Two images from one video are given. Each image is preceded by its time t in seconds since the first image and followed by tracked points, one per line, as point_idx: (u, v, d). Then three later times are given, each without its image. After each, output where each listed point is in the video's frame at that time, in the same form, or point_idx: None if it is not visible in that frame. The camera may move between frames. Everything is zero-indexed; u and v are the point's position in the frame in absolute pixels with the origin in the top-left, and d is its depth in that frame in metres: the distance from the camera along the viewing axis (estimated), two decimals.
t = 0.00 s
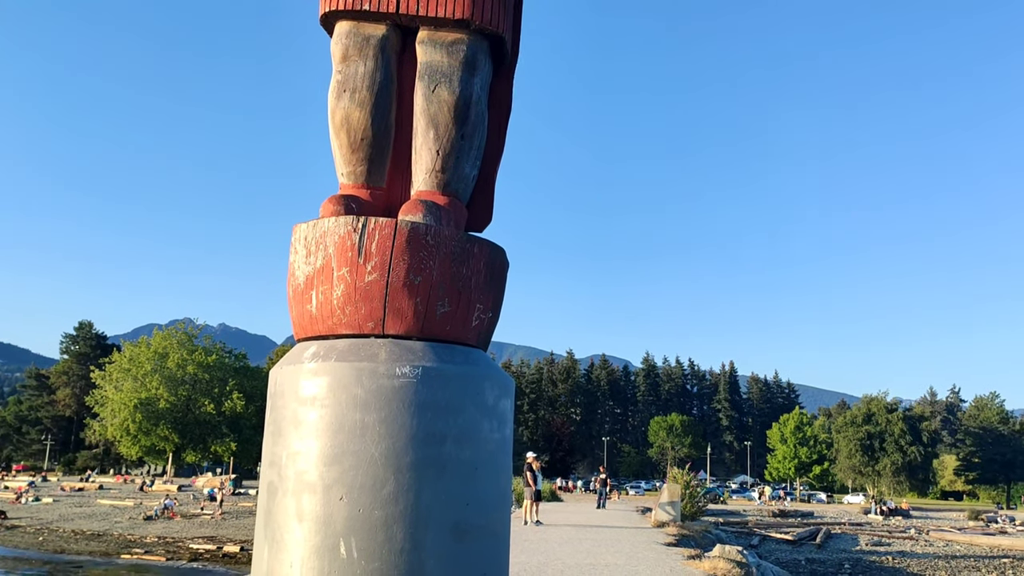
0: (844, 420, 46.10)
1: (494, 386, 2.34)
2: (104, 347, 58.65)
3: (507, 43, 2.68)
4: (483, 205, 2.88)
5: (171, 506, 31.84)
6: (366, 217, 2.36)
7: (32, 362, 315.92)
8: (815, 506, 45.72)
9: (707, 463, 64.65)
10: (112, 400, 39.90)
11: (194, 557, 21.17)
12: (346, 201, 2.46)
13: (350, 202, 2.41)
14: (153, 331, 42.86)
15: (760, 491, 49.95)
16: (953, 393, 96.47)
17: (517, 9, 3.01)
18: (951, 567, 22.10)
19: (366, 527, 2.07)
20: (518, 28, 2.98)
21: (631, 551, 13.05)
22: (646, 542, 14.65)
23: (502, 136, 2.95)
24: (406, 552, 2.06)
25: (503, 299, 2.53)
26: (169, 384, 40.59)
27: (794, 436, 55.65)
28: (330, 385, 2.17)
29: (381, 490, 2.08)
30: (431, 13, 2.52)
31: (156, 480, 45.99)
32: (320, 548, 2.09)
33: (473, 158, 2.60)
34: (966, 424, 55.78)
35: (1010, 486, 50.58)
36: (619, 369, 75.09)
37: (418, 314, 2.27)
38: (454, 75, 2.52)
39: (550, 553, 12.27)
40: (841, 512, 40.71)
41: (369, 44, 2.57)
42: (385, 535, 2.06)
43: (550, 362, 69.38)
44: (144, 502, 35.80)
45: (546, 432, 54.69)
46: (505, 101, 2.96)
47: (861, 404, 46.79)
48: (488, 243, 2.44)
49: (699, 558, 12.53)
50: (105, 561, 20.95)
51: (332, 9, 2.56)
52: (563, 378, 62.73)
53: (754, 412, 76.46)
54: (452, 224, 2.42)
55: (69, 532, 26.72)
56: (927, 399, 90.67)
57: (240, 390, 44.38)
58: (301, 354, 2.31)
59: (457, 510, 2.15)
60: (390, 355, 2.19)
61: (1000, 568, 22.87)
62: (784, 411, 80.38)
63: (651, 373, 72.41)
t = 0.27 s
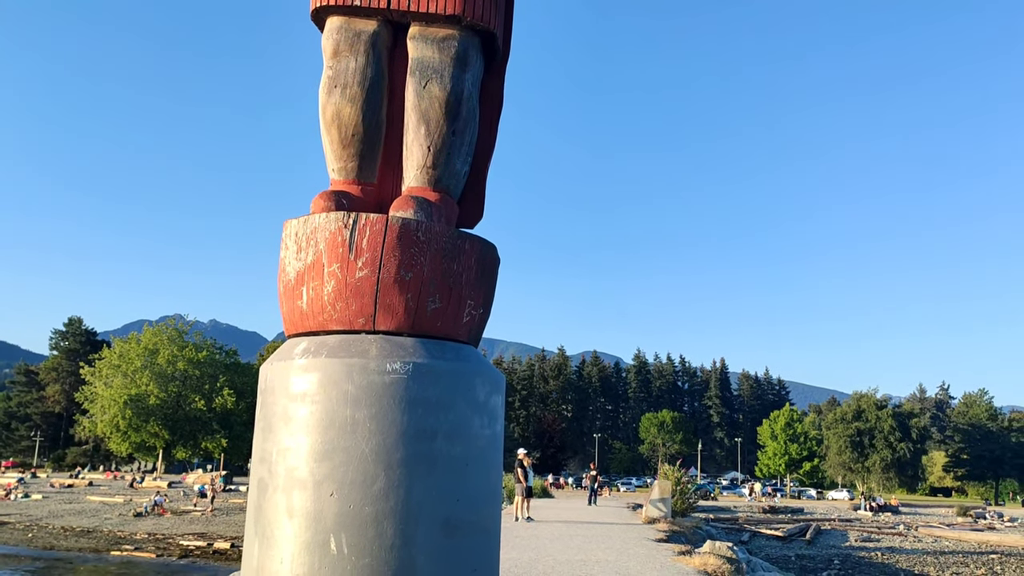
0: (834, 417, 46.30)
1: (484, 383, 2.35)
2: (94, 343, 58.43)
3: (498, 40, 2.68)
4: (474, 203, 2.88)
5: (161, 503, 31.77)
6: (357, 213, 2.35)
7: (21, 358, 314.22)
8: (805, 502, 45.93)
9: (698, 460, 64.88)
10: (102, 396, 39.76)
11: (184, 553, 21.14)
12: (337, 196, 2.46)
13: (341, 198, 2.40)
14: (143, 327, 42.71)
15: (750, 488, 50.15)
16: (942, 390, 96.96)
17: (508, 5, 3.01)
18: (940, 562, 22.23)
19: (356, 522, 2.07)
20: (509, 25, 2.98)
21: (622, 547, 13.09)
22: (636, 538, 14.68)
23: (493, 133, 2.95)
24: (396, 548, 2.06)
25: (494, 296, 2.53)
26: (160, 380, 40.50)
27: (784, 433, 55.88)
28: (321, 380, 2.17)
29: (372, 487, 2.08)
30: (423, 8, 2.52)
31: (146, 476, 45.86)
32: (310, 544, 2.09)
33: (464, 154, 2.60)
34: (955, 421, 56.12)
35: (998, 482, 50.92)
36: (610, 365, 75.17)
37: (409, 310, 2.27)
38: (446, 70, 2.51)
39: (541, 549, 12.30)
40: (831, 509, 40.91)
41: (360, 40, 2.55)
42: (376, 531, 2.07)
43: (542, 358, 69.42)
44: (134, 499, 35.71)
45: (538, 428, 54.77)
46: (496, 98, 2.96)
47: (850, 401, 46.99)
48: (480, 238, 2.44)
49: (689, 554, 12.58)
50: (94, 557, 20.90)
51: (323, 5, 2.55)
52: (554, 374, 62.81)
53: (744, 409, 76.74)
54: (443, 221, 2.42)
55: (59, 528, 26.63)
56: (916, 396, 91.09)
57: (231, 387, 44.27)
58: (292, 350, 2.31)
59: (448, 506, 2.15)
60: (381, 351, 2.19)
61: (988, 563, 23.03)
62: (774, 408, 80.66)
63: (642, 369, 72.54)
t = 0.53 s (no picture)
0: (824, 413, 46.48)
1: (475, 378, 2.35)
2: (84, 339, 58.20)
3: (490, 35, 2.67)
4: (466, 198, 2.88)
5: (152, 498, 31.69)
6: (348, 208, 2.35)
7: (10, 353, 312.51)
8: (795, 498, 46.13)
9: (689, 456, 65.08)
10: (92, 392, 39.61)
11: (175, 549, 21.11)
12: (327, 191, 2.46)
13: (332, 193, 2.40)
14: (133, 322, 42.57)
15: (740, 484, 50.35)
16: (931, 386, 97.46)
17: None
18: (928, 557, 22.36)
19: (348, 518, 2.07)
20: (501, 20, 2.97)
21: (612, 543, 13.13)
22: (627, 534, 14.73)
23: (485, 129, 2.94)
24: (387, 543, 2.07)
25: (485, 292, 2.53)
26: (150, 375, 40.38)
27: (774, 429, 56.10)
28: (311, 375, 2.17)
29: (363, 481, 2.08)
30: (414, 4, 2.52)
31: (136, 472, 45.74)
32: (301, 539, 2.09)
33: (456, 149, 2.60)
34: (944, 417, 56.43)
35: (986, 478, 51.22)
36: (601, 361, 75.29)
37: (401, 305, 2.27)
38: (437, 66, 2.51)
39: (532, 544, 12.34)
40: (821, 504, 41.11)
41: (351, 34, 2.55)
42: (367, 526, 2.07)
43: (533, 354, 69.46)
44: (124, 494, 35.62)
45: (529, 424, 54.84)
46: (488, 94, 2.95)
47: (840, 397, 47.18)
48: (470, 234, 2.43)
49: (680, 549, 12.63)
50: (84, 553, 20.84)
51: None
52: (545, 370, 62.85)
53: (735, 405, 76.96)
54: (434, 216, 2.42)
55: (48, 524, 26.55)
56: (905, 392, 91.53)
57: (221, 382, 44.16)
58: (282, 345, 2.30)
59: (439, 500, 2.15)
60: (372, 347, 2.19)
61: (976, 558, 23.17)
62: (764, 404, 80.96)
63: (633, 365, 72.66)
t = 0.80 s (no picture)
0: (813, 408, 46.69)
1: (466, 372, 2.35)
2: (73, 333, 58.02)
3: (481, 29, 2.67)
4: (456, 193, 2.88)
5: (141, 493, 31.64)
6: (338, 202, 2.35)
7: None
8: (785, 493, 46.34)
9: (679, 451, 65.29)
10: (81, 386, 39.47)
11: (164, 544, 21.09)
12: (318, 184, 2.45)
13: (322, 187, 2.40)
14: (123, 316, 42.43)
15: (730, 478, 50.55)
16: (919, 381, 97.98)
17: None
18: (916, 552, 22.50)
19: (337, 512, 2.07)
20: (493, 14, 2.97)
21: (603, 537, 13.16)
22: (617, 529, 14.77)
23: (476, 123, 2.94)
24: (377, 538, 2.06)
25: (476, 286, 2.53)
26: (139, 370, 40.24)
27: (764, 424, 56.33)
28: (301, 369, 2.17)
29: (352, 475, 2.08)
30: None
31: (126, 466, 45.60)
32: (290, 533, 2.09)
33: (447, 144, 2.59)
34: (932, 412, 56.77)
35: (974, 473, 51.56)
36: (592, 356, 75.42)
37: (391, 299, 2.27)
38: (429, 59, 2.51)
39: (522, 539, 12.37)
40: (810, 499, 41.32)
41: (342, 28, 2.55)
42: (357, 520, 2.07)
43: (524, 349, 69.53)
44: (114, 489, 35.54)
45: (520, 419, 54.95)
46: (479, 89, 2.95)
47: (830, 392, 47.38)
48: (461, 229, 2.43)
49: (670, 544, 12.69)
50: (73, 547, 20.79)
51: None
52: (536, 365, 62.98)
53: (725, 400, 77.22)
54: (425, 210, 2.42)
55: (37, 519, 26.48)
56: (893, 388, 92.04)
57: (212, 376, 44.05)
58: (273, 339, 2.30)
59: (430, 495, 2.15)
60: (362, 340, 2.19)
61: (963, 552, 23.32)
62: (755, 399, 81.27)
63: (624, 360, 72.84)
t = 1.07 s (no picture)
0: (803, 403, 46.94)
1: (456, 366, 2.35)
2: (62, 327, 57.71)
3: (472, 22, 2.67)
4: (447, 187, 2.88)
5: (130, 487, 31.52)
6: (329, 195, 2.34)
7: None
8: (774, 487, 46.60)
9: (669, 445, 65.49)
10: (70, 380, 39.31)
11: (154, 538, 21.03)
12: (308, 178, 2.44)
13: (312, 180, 2.39)
14: (112, 310, 42.26)
15: (720, 473, 50.72)
16: (907, 376, 98.55)
17: None
18: (903, 545, 22.67)
19: (327, 505, 2.07)
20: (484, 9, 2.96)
21: (592, 531, 13.22)
22: (607, 523, 14.82)
23: (466, 118, 2.94)
24: (368, 531, 2.07)
25: (467, 280, 2.53)
26: (129, 364, 40.06)
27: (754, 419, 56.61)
28: (291, 364, 2.16)
29: (343, 470, 2.08)
30: None
31: (115, 461, 45.41)
32: (280, 527, 2.09)
33: (438, 137, 2.59)
34: (921, 407, 57.08)
35: (961, 467, 51.92)
36: (583, 351, 75.52)
37: (382, 292, 2.27)
38: (419, 52, 2.50)
39: (512, 533, 12.38)
40: (799, 493, 41.51)
41: (332, 21, 2.54)
42: (346, 514, 2.07)
43: (515, 344, 69.60)
44: (103, 483, 35.41)
45: (510, 414, 55.01)
46: (470, 83, 2.94)
47: (819, 387, 47.59)
48: (452, 223, 2.43)
49: (659, 538, 12.73)
50: (61, 542, 20.70)
51: None
52: (527, 360, 63.03)
53: (716, 395, 77.47)
54: (417, 204, 2.42)
55: (25, 513, 26.36)
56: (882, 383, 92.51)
57: (202, 371, 43.90)
58: (262, 333, 2.30)
59: (420, 488, 2.15)
60: (353, 334, 2.19)
61: (951, 546, 23.48)
62: (745, 394, 81.56)
63: (614, 355, 72.96)
